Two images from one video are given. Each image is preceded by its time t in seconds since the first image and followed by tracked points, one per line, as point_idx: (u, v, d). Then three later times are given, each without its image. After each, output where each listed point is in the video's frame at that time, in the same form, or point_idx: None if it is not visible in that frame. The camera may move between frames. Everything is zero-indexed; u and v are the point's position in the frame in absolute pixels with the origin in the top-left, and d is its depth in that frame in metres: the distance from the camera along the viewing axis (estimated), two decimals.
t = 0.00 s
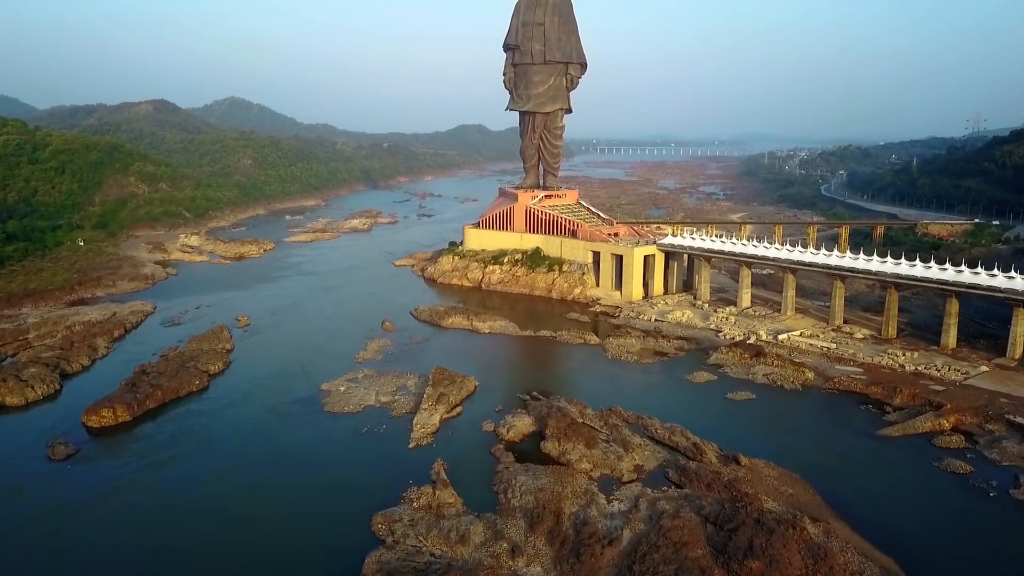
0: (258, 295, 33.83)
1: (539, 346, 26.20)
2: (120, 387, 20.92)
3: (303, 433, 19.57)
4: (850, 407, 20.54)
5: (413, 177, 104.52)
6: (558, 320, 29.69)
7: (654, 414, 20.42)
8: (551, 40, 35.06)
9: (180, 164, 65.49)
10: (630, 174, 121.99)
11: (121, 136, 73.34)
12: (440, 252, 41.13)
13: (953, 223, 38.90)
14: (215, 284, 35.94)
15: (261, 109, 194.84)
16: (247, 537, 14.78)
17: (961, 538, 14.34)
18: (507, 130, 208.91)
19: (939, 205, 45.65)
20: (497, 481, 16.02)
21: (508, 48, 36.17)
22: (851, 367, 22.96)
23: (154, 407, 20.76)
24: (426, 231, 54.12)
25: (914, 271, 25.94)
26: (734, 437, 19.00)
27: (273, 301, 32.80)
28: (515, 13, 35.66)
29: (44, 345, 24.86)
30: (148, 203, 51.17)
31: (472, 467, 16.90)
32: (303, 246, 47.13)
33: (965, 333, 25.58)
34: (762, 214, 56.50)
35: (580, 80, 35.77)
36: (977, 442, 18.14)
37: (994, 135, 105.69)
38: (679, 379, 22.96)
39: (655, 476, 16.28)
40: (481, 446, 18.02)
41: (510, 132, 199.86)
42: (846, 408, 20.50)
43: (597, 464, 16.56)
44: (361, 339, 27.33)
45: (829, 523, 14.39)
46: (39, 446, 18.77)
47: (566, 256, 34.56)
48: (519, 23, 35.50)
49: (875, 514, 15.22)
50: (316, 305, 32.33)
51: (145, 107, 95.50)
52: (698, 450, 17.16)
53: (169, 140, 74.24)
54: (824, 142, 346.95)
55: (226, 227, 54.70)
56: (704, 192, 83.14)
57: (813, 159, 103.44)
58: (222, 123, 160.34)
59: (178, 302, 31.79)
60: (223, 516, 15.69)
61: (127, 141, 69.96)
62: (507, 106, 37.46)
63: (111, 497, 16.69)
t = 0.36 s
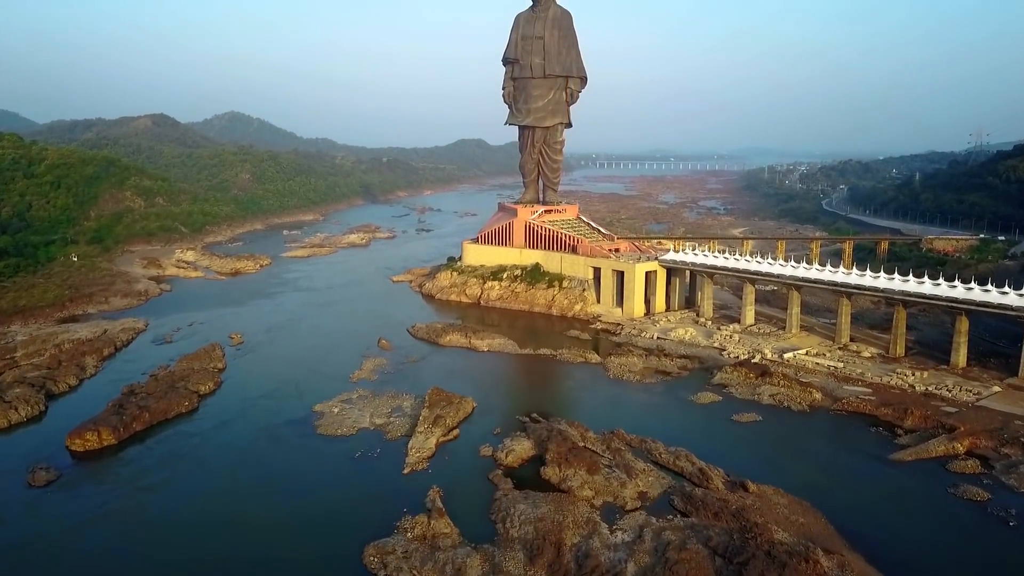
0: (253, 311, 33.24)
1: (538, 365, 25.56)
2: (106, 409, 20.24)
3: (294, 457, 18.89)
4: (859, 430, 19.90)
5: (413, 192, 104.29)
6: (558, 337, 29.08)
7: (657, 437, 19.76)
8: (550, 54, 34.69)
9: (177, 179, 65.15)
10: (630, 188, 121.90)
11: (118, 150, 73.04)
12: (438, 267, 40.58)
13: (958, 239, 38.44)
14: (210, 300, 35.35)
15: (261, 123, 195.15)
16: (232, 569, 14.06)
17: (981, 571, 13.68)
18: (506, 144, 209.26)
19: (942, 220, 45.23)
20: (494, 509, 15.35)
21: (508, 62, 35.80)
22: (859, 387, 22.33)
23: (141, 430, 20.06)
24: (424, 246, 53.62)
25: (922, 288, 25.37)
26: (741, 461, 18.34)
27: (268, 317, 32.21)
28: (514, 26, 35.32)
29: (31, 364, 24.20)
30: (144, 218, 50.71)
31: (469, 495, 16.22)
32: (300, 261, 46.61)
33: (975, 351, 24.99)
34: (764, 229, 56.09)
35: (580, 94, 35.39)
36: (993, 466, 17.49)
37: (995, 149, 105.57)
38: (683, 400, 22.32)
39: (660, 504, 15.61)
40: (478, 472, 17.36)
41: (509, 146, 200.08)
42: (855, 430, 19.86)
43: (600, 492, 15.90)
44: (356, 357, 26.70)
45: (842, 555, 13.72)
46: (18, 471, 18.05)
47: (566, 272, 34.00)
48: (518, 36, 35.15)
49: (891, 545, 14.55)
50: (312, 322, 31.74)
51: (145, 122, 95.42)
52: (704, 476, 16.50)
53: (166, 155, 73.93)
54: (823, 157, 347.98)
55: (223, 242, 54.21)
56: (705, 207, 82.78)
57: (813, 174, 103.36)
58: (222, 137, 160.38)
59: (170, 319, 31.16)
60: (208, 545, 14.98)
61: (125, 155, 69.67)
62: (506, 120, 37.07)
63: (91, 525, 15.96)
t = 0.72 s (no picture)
0: (248, 329, 32.65)
1: (538, 384, 24.92)
2: (92, 433, 19.59)
3: (286, 482, 18.22)
4: (870, 453, 19.25)
5: (412, 206, 103.99)
6: (558, 355, 28.46)
7: (662, 461, 19.10)
8: (550, 68, 34.33)
9: (175, 194, 64.78)
10: (630, 203, 121.60)
11: (116, 165, 72.72)
12: (437, 283, 40.04)
13: (964, 254, 37.93)
14: (204, 317, 34.76)
15: (261, 137, 195.45)
16: None
17: None
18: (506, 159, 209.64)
19: (947, 235, 44.75)
20: (493, 540, 14.70)
21: (507, 76, 35.45)
22: (869, 408, 21.69)
23: (127, 454, 19.39)
24: (423, 262, 53.10)
25: (931, 305, 24.79)
26: (749, 487, 17.68)
27: (263, 335, 31.62)
28: (514, 40, 34.99)
29: (17, 384, 23.56)
30: (140, 233, 50.24)
31: (466, 524, 15.56)
32: (297, 277, 46.07)
33: (986, 371, 24.39)
34: (766, 244, 55.62)
35: (580, 108, 35.01)
36: (1010, 493, 16.85)
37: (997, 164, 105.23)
38: (687, 421, 21.67)
39: (665, 533, 14.96)
40: (476, 499, 16.70)
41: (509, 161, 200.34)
42: (866, 454, 19.21)
43: (602, 520, 15.24)
44: (351, 377, 26.07)
45: None
46: None
47: (567, 289, 33.44)
48: (518, 50, 34.82)
49: None
50: (308, 340, 31.14)
51: (144, 136, 95.31)
52: (711, 503, 15.85)
53: (164, 169, 73.61)
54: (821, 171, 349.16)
55: (219, 257, 53.72)
56: (705, 221, 82.37)
57: (813, 188, 103.12)
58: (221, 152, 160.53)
59: (163, 337, 30.53)
60: None
61: (123, 170, 69.33)
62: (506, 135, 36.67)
63: (72, 554, 15.28)
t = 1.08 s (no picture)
0: (241, 345, 32.05)
1: (538, 404, 24.26)
2: (75, 456, 18.91)
3: (275, 508, 17.52)
4: (882, 476, 18.60)
5: (411, 220, 103.65)
6: (558, 373, 27.81)
7: (666, 485, 18.42)
8: (550, 81, 33.98)
9: (172, 208, 64.42)
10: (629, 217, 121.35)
11: (113, 179, 72.36)
12: (435, 298, 39.50)
13: (969, 269, 37.45)
14: (197, 334, 34.13)
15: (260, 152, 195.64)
16: None
17: None
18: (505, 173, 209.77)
19: (951, 250, 44.29)
20: (491, 571, 14.04)
21: (507, 89, 35.10)
22: (878, 429, 21.06)
23: (111, 478, 18.69)
24: (421, 276, 52.58)
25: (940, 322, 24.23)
26: (757, 512, 17.00)
27: (257, 352, 30.99)
28: (513, 53, 34.67)
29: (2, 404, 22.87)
30: (136, 247, 49.77)
31: (462, 554, 14.88)
32: (294, 292, 45.53)
33: (997, 390, 23.79)
34: (768, 259, 55.16)
35: (580, 122, 34.63)
36: None
37: (998, 177, 105.10)
38: (691, 443, 21.01)
39: (671, 563, 14.28)
40: (473, 526, 16.02)
41: (508, 175, 200.43)
42: (877, 477, 18.56)
43: (605, 550, 14.57)
44: (346, 396, 25.42)
45: None
46: None
47: (567, 304, 32.86)
48: (517, 63, 34.50)
49: None
50: (303, 357, 30.53)
51: (143, 151, 95.20)
52: (718, 531, 15.18)
53: (162, 184, 73.26)
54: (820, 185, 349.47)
55: (215, 272, 53.22)
56: (706, 236, 81.94)
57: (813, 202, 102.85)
58: (222, 167, 160.40)
59: (155, 355, 29.89)
60: None
61: (120, 185, 68.98)
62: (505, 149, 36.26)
63: None
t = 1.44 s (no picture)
0: (235, 363, 31.42)
1: (538, 424, 23.60)
2: (58, 481, 18.22)
3: (264, 534, 16.80)
4: (894, 501, 17.93)
5: (410, 234, 103.32)
6: (558, 391, 27.14)
7: (671, 510, 17.75)
8: (549, 94, 33.60)
9: (168, 223, 64.00)
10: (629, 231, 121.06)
11: (110, 194, 71.95)
12: (433, 314, 38.93)
13: (975, 284, 36.92)
14: (190, 351, 33.48)
15: (260, 166, 195.70)
16: None
17: None
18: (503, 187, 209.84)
19: (955, 265, 43.79)
20: None
21: (506, 102, 34.73)
22: (889, 451, 20.39)
23: (95, 503, 17.99)
24: (419, 291, 52.04)
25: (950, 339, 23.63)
26: (766, 539, 16.31)
27: (251, 370, 30.32)
28: (512, 66, 34.32)
29: None
30: (131, 262, 49.26)
31: None
32: (290, 307, 44.98)
33: (1009, 409, 23.17)
34: (769, 274, 54.67)
35: (580, 135, 34.23)
36: None
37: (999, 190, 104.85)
38: (696, 465, 20.33)
39: None
40: (469, 555, 15.34)
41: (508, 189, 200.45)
42: (890, 502, 17.90)
43: None
44: (341, 415, 24.77)
45: None
46: None
47: (567, 321, 32.26)
48: (516, 77, 34.13)
49: None
50: (298, 375, 29.89)
51: (141, 165, 94.96)
52: (727, 561, 14.50)
53: (159, 198, 72.87)
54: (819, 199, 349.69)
55: (211, 287, 52.67)
56: (706, 250, 81.52)
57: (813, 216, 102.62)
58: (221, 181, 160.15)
59: (145, 373, 29.21)
60: None
61: (117, 200, 68.61)
62: (504, 163, 35.83)
63: None
